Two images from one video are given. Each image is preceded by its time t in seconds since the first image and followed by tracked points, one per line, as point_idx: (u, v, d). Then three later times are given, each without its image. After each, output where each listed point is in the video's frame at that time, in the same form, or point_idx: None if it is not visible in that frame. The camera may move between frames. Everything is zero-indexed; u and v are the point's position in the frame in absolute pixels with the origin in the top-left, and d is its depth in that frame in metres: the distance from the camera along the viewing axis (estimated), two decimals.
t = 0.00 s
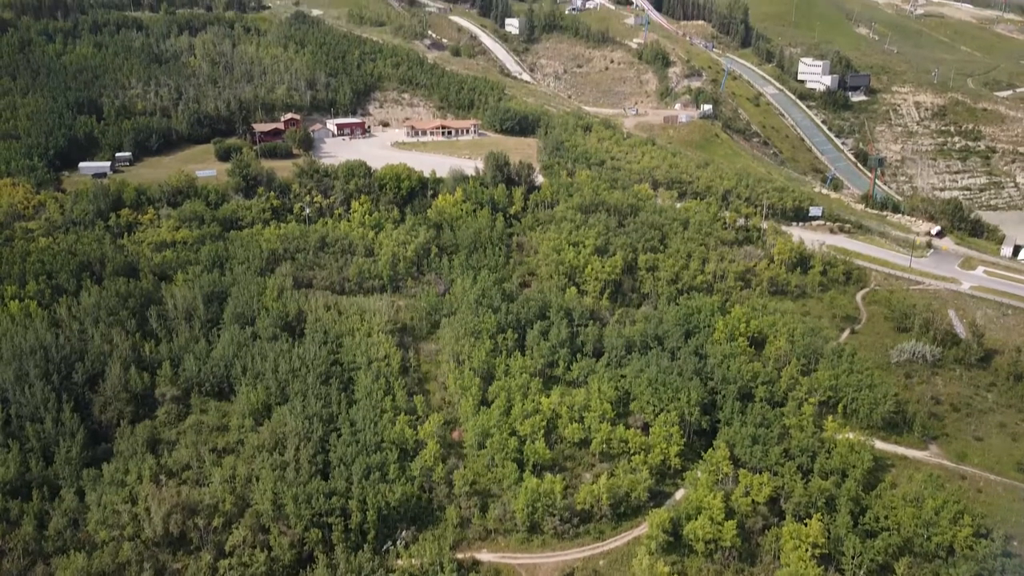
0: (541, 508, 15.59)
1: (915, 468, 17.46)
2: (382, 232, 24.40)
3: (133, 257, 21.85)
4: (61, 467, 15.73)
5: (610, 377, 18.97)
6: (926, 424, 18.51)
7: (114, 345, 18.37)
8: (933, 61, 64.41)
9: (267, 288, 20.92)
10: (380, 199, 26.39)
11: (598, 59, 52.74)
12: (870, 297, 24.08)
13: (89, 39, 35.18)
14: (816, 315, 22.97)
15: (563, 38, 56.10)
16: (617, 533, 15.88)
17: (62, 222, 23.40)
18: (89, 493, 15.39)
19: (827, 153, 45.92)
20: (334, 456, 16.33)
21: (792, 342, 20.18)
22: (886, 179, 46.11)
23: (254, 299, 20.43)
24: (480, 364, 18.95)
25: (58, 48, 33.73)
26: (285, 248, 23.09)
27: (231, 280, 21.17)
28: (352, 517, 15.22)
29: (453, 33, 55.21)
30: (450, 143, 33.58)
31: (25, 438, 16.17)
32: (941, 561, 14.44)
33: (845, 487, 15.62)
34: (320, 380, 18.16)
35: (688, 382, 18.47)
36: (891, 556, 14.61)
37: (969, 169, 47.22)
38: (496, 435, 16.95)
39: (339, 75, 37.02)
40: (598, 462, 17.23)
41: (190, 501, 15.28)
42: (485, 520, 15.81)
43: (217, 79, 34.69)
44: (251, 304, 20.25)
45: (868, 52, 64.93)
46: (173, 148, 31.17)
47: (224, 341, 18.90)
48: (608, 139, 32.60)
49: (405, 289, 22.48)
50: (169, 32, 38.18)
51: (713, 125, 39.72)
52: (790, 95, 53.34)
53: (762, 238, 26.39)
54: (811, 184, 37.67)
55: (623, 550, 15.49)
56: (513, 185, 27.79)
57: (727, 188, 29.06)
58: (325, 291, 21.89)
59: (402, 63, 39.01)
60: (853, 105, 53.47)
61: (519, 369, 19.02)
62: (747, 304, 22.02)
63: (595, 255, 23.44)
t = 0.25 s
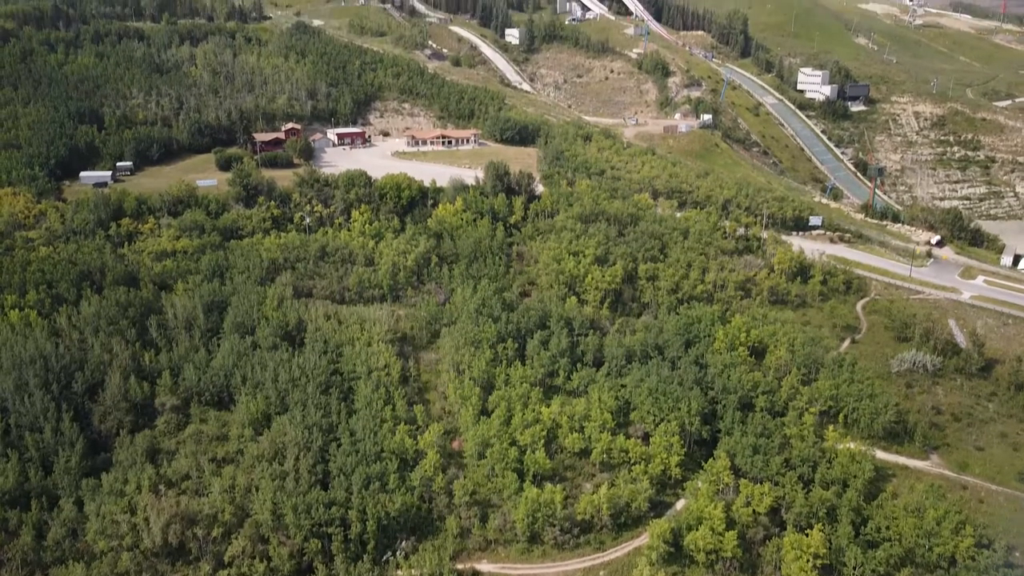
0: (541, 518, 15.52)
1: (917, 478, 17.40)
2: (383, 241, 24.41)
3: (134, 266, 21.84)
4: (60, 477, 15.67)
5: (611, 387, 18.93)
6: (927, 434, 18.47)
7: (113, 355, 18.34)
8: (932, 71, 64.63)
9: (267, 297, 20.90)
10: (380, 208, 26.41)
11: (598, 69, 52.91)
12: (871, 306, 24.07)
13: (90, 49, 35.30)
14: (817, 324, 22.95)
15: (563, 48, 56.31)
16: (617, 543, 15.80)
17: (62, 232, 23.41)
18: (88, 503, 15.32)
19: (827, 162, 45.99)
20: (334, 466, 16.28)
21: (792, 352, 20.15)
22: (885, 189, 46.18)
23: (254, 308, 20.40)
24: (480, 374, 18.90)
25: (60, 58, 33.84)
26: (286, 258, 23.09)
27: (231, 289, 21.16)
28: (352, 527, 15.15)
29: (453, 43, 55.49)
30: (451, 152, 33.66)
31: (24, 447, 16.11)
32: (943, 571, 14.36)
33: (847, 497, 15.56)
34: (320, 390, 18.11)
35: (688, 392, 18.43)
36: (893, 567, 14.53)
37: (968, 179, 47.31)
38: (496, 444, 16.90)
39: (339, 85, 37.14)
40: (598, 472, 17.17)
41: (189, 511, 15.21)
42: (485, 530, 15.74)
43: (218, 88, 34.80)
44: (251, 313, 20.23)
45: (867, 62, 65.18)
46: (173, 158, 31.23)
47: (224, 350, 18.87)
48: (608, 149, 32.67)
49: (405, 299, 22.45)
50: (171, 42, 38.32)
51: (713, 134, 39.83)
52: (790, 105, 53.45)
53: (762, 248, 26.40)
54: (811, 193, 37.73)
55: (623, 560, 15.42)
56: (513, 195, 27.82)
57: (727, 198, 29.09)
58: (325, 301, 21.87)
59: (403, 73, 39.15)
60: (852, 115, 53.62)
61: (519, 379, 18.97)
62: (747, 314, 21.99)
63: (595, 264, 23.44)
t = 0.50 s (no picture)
0: (541, 529, 15.45)
1: (918, 488, 17.33)
2: (383, 251, 24.42)
3: (134, 275, 21.82)
4: (59, 487, 15.60)
5: (611, 396, 18.88)
6: (928, 444, 18.42)
7: (113, 364, 18.30)
8: (931, 81, 64.85)
9: (267, 307, 20.88)
10: (381, 218, 26.41)
11: (598, 79, 53.07)
12: (871, 316, 24.05)
13: (92, 59, 35.41)
14: (817, 334, 22.92)
15: (563, 57, 56.51)
16: (618, 554, 15.70)
17: (63, 241, 23.40)
18: (87, 513, 15.26)
19: (827, 172, 46.07)
20: (333, 476, 16.21)
21: (793, 362, 20.11)
22: (885, 199, 46.25)
23: (254, 318, 20.38)
24: (480, 384, 18.86)
25: (61, 68, 33.93)
26: (286, 267, 23.08)
27: (231, 299, 21.15)
28: (351, 537, 15.08)
29: (454, 54, 55.76)
30: (451, 162, 33.72)
31: (23, 457, 16.05)
32: None
33: (848, 507, 15.49)
34: (320, 400, 18.07)
35: (689, 402, 18.38)
36: None
37: (968, 188, 47.39)
38: (496, 454, 16.84)
39: (340, 94, 37.25)
40: (599, 482, 17.10)
41: (188, 521, 15.14)
42: (485, 541, 15.66)
43: (219, 98, 34.89)
44: (251, 323, 20.20)
45: (866, 72, 65.40)
46: (174, 167, 31.27)
47: (224, 360, 18.83)
48: (608, 158, 32.73)
49: (405, 308, 22.43)
50: (172, 52, 38.43)
51: (712, 144, 39.90)
52: (789, 115, 53.55)
53: (762, 257, 26.40)
54: (811, 203, 37.78)
55: (624, 571, 15.33)
56: (513, 204, 27.85)
57: (726, 207, 29.12)
58: (325, 310, 21.85)
59: (403, 83, 39.27)
60: (852, 124, 53.77)
61: (519, 389, 18.92)
62: (748, 323, 21.96)
63: (595, 274, 23.44)
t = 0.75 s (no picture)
0: (541, 539, 15.36)
1: (919, 498, 17.26)
2: (383, 260, 24.43)
3: (134, 285, 21.79)
4: (58, 497, 15.54)
5: (611, 406, 18.84)
6: (930, 453, 18.37)
7: (113, 374, 18.27)
8: (930, 91, 65.04)
9: (267, 316, 20.86)
10: (381, 227, 26.40)
11: (598, 89, 53.22)
12: (872, 325, 24.02)
13: (94, 69, 35.52)
14: (817, 343, 22.89)
15: (563, 67, 56.70)
16: (619, 565, 15.60)
17: (63, 250, 23.39)
18: (86, 523, 15.20)
19: (827, 181, 46.15)
20: (333, 486, 16.15)
21: (794, 371, 20.07)
22: (885, 208, 46.33)
23: (254, 327, 20.34)
24: (480, 394, 18.80)
25: (63, 78, 34.03)
26: (286, 276, 23.07)
27: (232, 308, 21.13)
28: (351, 548, 15.00)
29: (454, 64, 56.00)
30: (451, 171, 33.78)
31: (22, 467, 15.99)
32: None
33: (849, 517, 15.44)
34: (320, 409, 18.02)
35: (689, 411, 18.34)
36: None
37: (968, 198, 47.47)
38: (496, 464, 16.78)
39: (341, 104, 37.36)
40: (599, 492, 17.04)
41: (188, 531, 15.06)
42: (485, 551, 15.57)
43: (220, 108, 34.99)
44: (251, 332, 20.17)
45: (865, 82, 65.59)
46: (175, 177, 31.31)
47: (224, 369, 18.79)
48: (608, 168, 32.78)
49: (405, 317, 22.39)
50: (173, 62, 38.54)
51: (712, 154, 39.98)
52: (789, 124, 53.66)
53: (762, 267, 26.41)
54: (811, 212, 37.83)
55: None
56: (513, 214, 27.89)
57: (727, 216, 29.14)
58: (325, 319, 21.82)
59: (404, 92, 39.39)
60: (851, 134, 53.90)
61: (519, 399, 18.86)
62: (748, 333, 21.93)
63: (595, 283, 23.43)
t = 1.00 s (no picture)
0: (542, 549, 15.22)
1: (921, 508, 17.17)
2: (384, 269, 24.42)
3: (134, 294, 21.77)
4: (57, 507, 15.46)
5: (612, 416, 18.79)
6: (931, 463, 18.29)
7: (113, 383, 18.21)
8: (929, 101, 65.24)
9: (267, 325, 20.82)
10: (381, 236, 26.39)
11: (598, 98, 53.37)
12: (872, 335, 23.99)
13: (95, 79, 35.61)
14: (818, 353, 22.85)
15: (563, 77, 56.89)
16: None
17: (64, 260, 23.38)
18: (84, 534, 15.10)
19: (827, 191, 46.23)
20: (332, 497, 16.06)
21: (794, 381, 20.04)
22: (885, 218, 46.39)
23: (254, 336, 20.30)
24: (480, 404, 18.74)
25: (64, 88, 34.11)
26: (286, 285, 23.04)
27: (232, 317, 21.09)
28: (350, 558, 14.90)
29: (455, 74, 56.22)
30: (452, 181, 33.82)
31: (21, 477, 15.92)
32: None
33: (850, 528, 15.37)
34: (319, 419, 17.95)
35: (690, 421, 18.29)
36: None
37: (967, 207, 47.53)
38: (497, 474, 16.71)
39: (341, 114, 37.45)
40: (600, 503, 16.95)
41: (186, 542, 14.96)
42: (485, 561, 15.34)
43: (221, 118, 35.07)
44: (251, 342, 20.13)
45: (865, 92, 65.81)
46: (176, 186, 31.34)
47: (224, 379, 18.74)
48: (608, 177, 32.83)
49: (405, 327, 22.34)
50: (174, 72, 38.66)
51: (712, 163, 40.05)
52: (788, 134, 53.79)
53: (763, 276, 26.40)
54: (811, 222, 37.87)
55: None
56: (513, 224, 27.89)
57: (727, 226, 29.17)
58: (325, 329, 21.77)
59: (404, 102, 39.50)
60: (851, 144, 54.03)
61: (520, 409, 18.80)
62: (748, 343, 21.89)
63: (596, 293, 23.42)
